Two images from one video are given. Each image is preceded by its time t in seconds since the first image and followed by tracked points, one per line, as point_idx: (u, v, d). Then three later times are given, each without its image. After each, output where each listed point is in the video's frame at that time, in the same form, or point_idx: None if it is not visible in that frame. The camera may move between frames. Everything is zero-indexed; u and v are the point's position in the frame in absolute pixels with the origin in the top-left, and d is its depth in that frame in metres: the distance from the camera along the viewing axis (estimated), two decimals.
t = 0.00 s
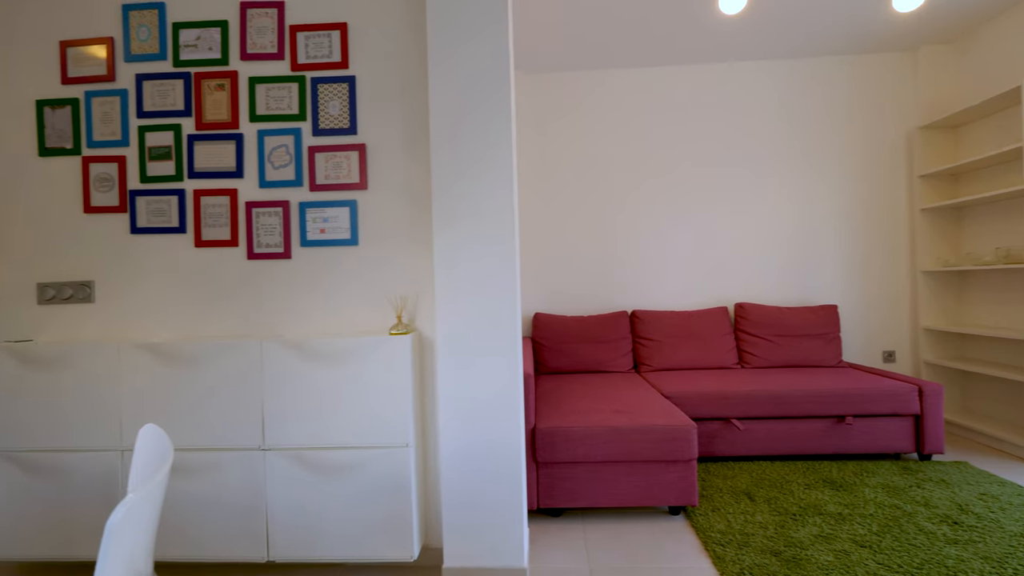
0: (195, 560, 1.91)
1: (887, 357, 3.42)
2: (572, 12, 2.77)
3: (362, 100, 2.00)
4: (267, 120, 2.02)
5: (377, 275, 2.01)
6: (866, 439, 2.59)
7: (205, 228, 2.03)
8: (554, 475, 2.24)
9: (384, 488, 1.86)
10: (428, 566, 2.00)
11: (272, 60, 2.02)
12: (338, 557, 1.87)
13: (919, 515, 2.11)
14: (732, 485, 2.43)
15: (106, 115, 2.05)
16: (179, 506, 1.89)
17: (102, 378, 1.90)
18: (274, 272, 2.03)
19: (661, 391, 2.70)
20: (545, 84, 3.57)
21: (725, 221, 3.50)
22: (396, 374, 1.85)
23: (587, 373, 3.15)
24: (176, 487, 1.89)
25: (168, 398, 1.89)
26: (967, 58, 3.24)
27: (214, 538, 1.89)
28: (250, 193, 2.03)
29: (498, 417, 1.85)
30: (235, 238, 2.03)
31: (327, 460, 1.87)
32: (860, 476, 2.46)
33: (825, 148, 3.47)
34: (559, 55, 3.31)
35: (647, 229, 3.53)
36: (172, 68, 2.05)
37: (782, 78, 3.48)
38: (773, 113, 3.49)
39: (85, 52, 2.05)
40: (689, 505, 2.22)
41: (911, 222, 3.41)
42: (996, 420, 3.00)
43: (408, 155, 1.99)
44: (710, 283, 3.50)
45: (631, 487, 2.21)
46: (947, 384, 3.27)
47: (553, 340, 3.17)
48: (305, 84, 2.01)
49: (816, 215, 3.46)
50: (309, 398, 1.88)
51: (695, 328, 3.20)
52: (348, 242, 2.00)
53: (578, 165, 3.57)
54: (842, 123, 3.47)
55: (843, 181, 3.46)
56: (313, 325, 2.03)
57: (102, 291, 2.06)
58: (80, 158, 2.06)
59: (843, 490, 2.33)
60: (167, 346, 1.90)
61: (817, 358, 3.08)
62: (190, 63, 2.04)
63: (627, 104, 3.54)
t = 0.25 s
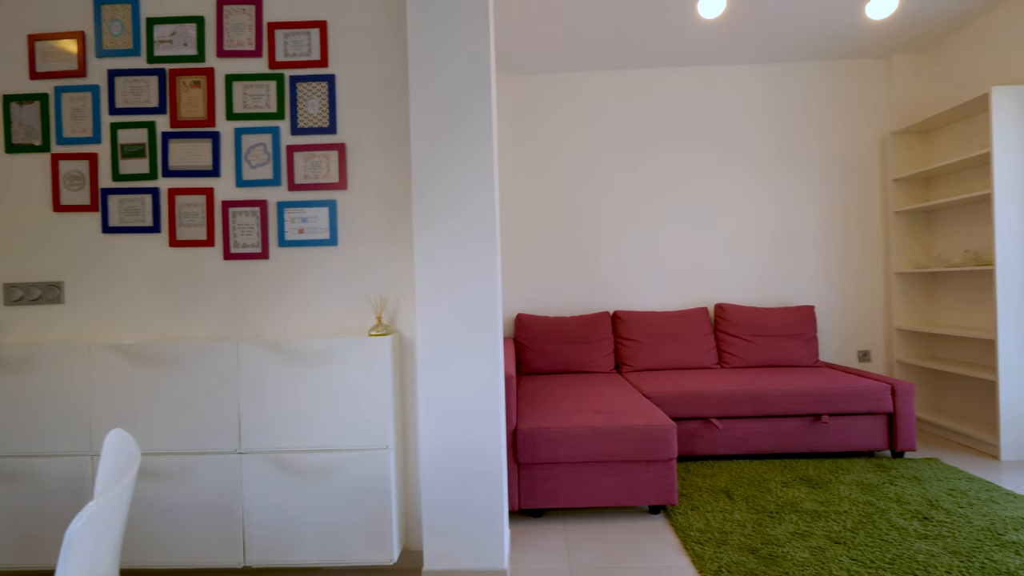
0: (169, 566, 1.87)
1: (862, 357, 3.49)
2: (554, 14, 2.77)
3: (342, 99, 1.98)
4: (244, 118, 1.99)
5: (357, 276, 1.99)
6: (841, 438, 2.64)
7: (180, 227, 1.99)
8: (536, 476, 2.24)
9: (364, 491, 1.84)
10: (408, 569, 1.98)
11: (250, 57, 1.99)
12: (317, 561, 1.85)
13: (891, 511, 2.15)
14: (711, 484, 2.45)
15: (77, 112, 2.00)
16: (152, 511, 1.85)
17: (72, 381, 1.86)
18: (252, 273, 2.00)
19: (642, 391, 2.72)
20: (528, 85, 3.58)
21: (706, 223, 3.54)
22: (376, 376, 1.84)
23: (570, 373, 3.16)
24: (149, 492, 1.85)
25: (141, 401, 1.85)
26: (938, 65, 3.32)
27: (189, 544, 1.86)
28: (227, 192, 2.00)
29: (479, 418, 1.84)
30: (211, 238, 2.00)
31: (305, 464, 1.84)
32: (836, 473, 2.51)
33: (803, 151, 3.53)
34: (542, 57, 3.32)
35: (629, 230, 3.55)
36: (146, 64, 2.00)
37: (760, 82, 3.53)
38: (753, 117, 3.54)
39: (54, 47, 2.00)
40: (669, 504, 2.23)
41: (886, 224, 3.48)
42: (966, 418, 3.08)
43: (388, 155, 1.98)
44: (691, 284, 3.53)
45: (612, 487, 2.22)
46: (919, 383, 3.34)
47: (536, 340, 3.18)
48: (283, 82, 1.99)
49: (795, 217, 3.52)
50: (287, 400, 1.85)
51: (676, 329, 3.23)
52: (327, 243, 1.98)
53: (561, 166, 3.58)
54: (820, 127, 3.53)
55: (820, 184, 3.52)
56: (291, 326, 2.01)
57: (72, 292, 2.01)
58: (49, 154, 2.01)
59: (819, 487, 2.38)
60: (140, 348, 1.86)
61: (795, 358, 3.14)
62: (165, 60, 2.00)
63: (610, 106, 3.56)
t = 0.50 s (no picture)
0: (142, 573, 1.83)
1: (838, 356, 3.56)
2: (536, 15, 2.78)
3: (321, 98, 1.96)
4: (221, 116, 1.96)
5: (336, 277, 1.97)
6: (818, 435, 2.69)
7: (154, 227, 1.95)
8: (517, 476, 2.24)
9: (343, 494, 1.83)
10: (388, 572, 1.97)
11: (226, 55, 1.96)
12: (295, 566, 1.83)
13: (865, 507, 2.20)
14: (691, 482, 2.48)
15: (46, 108, 1.95)
16: (124, 517, 1.81)
17: (41, 384, 1.81)
18: (228, 273, 1.97)
19: (624, 391, 2.74)
20: (512, 86, 3.58)
21: (686, 224, 3.58)
22: (355, 377, 1.82)
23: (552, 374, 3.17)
24: (121, 498, 1.81)
25: (113, 404, 1.81)
26: (911, 72, 3.40)
27: (163, 550, 1.82)
28: (202, 191, 1.96)
29: (459, 420, 1.84)
30: (186, 238, 1.96)
31: (283, 467, 1.82)
32: (812, 471, 2.55)
33: (781, 154, 3.59)
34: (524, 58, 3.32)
35: (611, 231, 3.58)
36: (118, 60, 1.96)
37: (740, 85, 3.59)
38: (732, 120, 3.59)
39: (23, 41, 1.95)
40: (649, 503, 2.25)
41: (861, 226, 3.56)
42: (937, 415, 3.16)
43: (368, 155, 1.96)
44: (673, 284, 3.57)
45: (593, 486, 2.23)
46: (893, 382, 3.42)
47: (518, 341, 3.18)
48: (261, 80, 1.96)
49: (773, 218, 3.58)
50: (264, 403, 1.82)
51: (657, 329, 3.26)
52: (306, 243, 1.95)
53: (544, 166, 3.59)
54: (798, 130, 3.60)
55: (798, 186, 3.59)
56: (269, 328, 1.98)
57: (41, 292, 1.96)
58: (17, 151, 1.95)
59: (796, 485, 2.42)
60: (112, 350, 1.82)
61: (773, 358, 3.19)
62: (139, 56, 1.96)
63: (593, 107, 3.59)
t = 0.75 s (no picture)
0: None
1: (815, 355, 3.63)
2: (518, 16, 2.78)
3: (299, 96, 1.93)
4: (196, 113, 1.93)
5: (314, 277, 1.95)
6: (794, 433, 2.74)
7: (126, 226, 1.91)
8: (498, 477, 2.24)
9: (321, 497, 1.81)
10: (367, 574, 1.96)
11: (202, 51, 1.93)
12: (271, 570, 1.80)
13: (839, 503, 2.25)
14: (671, 481, 2.50)
15: (13, 103, 1.90)
16: (95, 523, 1.77)
17: (6, 387, 1.76)
18: (203, 273, 1.94)
19: (605, 391, 2.75)
20: (495, 87, 3.58)
21: (667, 225, 3.62)
22: (334, 379, 1.80)
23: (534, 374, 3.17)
24: (91, 503, 1.77)
25: (82, 408, 1.76)
26: (884, 77, 3.49)
27: (135, 556, 1.78)
28: (177, 190, 1.93)
29: (439, 421, 1.83)
30: (160, 238, 1.92)
31: (259, 470, 1.79)
32: (789, 468, 2.60)
33: (760, 157, 3.65)
34: (506, 58, 3.32)
35: (593, 232, 3.60)
36: (89, 55, 1.92)
37: (719, 88, 3.64)
38: (712, 122, 3.64)
39: None
40: (629, 502, 2.27)
41: (836, 228, 3.63)
42: (909, 412, 3.24)
43: (347, 154, 1.95)
44: (654, 285, 3.60)
45: (573, 486, 2.24)
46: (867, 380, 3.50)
47: (500, 341, 3.18)
48: (238, 77, 1.93)
49: (752, 220, 3.64)
50: (239, 404, 1.80)
51: (638, 329, 3.29)
52: (283, 243, 1.93)
53: (527, 167, 3.60)
54: (776, 133, 3.66)
55: (776, 188, 3.65)
56: (245, 329, 1.95)
57: (7, 293, 1.90)
58: None
59: (773, 482, 2.46)
60: (82, 352, 1.77)
61: (751, 357, 3.24)
62: (111, 51, 1.91)
63: (575, 109, 3.60)
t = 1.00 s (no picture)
0: None
1: (792, 355, 3.69)
2: (500, 17, 2.78)
3: (276, 94, 1.91)
4: (170, 111, 1.89)
5: (292, 278, 1.93)
6: (772, 432, 2.78)
7: (97, 225, 1.87)
8: (478, 478, 2.23)
9: (298, 500, 1.79)
10: None
11: (176, 47, 1.89)
12: None
13: (815, 500, 2.29)
14: (651, 480, 2.53)
15: None
16: (62, 531, 1.73)
17: None
18: (177, 273, 1.90)
19: (586, 391, 2.77)
20: (477, 87, 3.58)
21: (649, 226, 3.65)
22: (312, 380, 1.78)
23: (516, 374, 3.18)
24: (58, 510, 1.72)
25: (50, 411, 1.72)
26: (857, 83, 3.57)
27: (104, 564, 1.74)
28: (150, 188, 1.89)
29: (419, 422, 1.82)
30: (132, 237, 1.88)
31: (234, 473, 1.77)
32: (767, 466, 2.64)
33: (739, 159, 3.71)
34: (489, 59, 3.32)
35: (575, 233, 3.62)
36: (58, 50, 1.87)
37: (699, 91, 3.68)
38: (692, 125, 3.69)
39: None
40: (610, 501, 2.28)
41: (812, 230, 3.70)
42: (882, 411, 3.32)
43: (325, 153, 1.93)
44: (635, 286, 3.63)
45: (555, 486, 2.24)
46: (842, 379, 3.57)
47: (482, 342, 3.18)
48: (213, 74, 1.90)
49: (731, 221, 3.69)
50: (214, 407, 1.77)
51: (619, 329, 3.31)
52: (260, 243, 1.90)
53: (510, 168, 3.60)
54: (754, 136, 3.71)
55: (755, 190, 3.71)
56: (223, 330, 1.92)
57: None
58: None
59: (750, 480, 2.49)
60: (50, 354, 1.73)
61: (730, 357, 3.28)
62: (81, 46, 1.87)
63: (558, 110, 3.62)
